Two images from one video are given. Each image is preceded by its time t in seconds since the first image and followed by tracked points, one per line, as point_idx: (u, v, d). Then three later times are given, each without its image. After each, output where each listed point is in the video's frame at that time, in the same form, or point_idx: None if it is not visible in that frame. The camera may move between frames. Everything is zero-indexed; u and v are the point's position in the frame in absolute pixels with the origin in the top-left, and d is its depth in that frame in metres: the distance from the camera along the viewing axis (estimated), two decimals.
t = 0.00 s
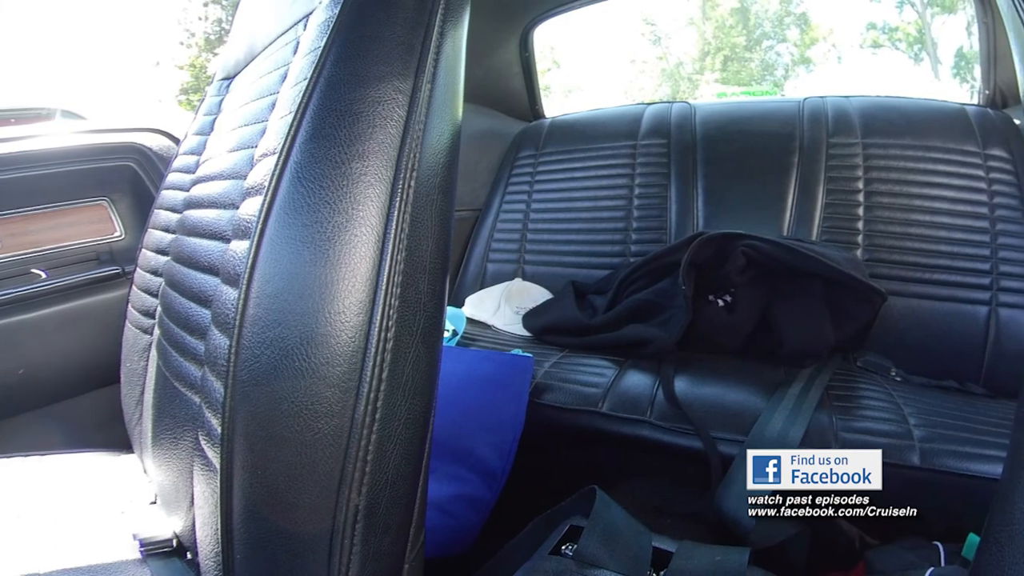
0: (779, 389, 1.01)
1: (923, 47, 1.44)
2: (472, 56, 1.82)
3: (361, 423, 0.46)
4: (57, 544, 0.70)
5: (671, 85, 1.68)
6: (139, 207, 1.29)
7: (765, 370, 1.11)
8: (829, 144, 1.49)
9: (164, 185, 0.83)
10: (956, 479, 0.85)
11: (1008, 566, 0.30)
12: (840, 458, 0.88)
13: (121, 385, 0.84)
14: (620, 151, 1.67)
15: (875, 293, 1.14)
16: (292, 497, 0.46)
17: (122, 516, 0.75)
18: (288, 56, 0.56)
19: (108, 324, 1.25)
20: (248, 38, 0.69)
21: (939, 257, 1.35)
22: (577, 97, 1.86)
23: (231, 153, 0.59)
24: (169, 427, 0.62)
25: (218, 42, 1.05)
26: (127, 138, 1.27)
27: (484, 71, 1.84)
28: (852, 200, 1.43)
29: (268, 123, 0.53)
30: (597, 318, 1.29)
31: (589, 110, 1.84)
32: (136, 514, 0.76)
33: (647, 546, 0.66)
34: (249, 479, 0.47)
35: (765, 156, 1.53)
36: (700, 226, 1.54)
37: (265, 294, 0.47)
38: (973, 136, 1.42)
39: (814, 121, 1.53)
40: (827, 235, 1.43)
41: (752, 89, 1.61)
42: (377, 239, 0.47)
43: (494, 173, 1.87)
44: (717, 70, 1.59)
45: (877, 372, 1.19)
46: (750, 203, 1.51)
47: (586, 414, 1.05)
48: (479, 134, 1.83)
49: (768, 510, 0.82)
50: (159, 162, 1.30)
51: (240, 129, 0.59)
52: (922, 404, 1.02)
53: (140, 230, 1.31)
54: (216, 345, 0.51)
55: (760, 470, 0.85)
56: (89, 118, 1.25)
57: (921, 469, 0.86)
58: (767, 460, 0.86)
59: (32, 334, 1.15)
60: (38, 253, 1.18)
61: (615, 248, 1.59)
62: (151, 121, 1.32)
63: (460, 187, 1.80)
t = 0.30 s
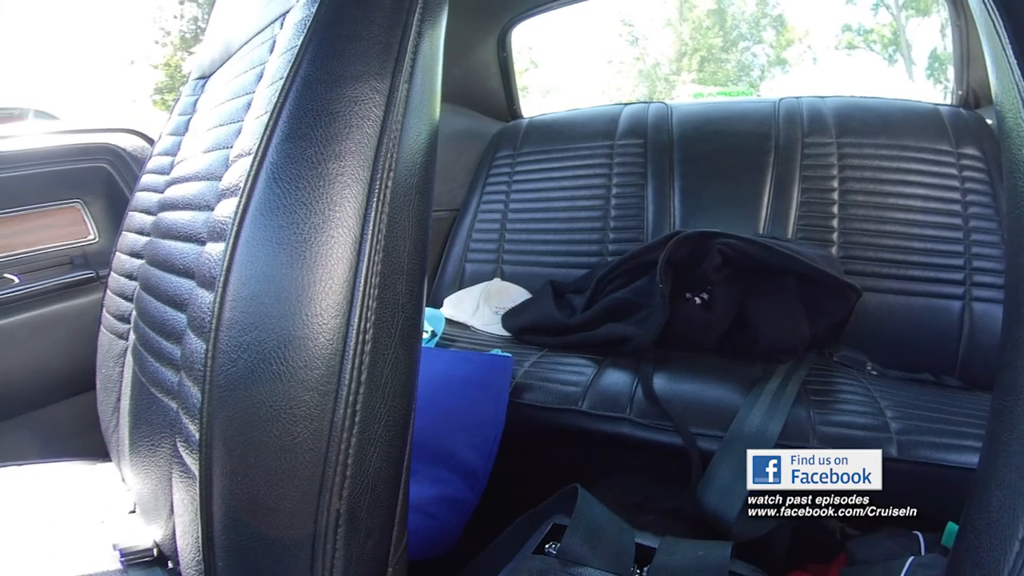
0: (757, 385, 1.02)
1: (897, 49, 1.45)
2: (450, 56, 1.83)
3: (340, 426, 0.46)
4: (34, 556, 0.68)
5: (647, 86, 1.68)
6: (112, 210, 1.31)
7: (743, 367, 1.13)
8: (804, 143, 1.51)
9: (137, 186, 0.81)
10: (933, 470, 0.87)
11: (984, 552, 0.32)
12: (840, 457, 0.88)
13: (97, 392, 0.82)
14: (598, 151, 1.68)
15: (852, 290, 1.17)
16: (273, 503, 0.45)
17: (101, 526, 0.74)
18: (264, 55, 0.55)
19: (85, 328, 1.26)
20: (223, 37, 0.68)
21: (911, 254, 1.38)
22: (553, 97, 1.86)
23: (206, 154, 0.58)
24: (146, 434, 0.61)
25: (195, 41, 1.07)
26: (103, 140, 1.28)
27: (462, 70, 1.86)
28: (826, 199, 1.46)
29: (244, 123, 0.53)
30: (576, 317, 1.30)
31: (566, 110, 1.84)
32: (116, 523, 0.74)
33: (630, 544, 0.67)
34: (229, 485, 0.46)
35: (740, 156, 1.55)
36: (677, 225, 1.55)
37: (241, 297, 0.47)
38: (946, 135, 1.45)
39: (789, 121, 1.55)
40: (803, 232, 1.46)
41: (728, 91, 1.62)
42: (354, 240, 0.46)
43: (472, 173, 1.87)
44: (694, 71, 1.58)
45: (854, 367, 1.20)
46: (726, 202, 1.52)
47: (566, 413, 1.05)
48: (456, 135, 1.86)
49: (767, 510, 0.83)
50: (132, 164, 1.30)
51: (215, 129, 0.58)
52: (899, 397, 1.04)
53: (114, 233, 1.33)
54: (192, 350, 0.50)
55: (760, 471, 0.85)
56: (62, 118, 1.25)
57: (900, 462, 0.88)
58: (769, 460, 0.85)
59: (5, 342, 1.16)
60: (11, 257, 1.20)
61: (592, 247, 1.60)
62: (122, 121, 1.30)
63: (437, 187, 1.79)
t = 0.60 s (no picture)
0: (735, 381, 1.04)
1: (872, 50, 1.51)
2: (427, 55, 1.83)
3: (320, 430, 0.45)
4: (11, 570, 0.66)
5: (625, 86, 1.72)
6: (87, 212, 1.28)
7: (722, 363, 1.14)
8: (780, 143, 1.53)
9: (111, 187, 0.79)
10: (910, 461, 0.89)
11: (963, 536, 0.34)
12: (840, 458, 0.90)
13: (73, 399, 0.80)
14: (575, 151, 1.69)
15: (827, 287, 1.19)
16: (253, 509, 0.45)
17: (81, 536, 0.72)
18: (240, 54, 0.54)
19: (61, 334, 1.23)
20: (199, 35, 0.67)
21: (885, 251, 1.41)
22: (532, 97, 1.88)
23: (181, 154, 0.57)
24: (123, 441, 0.59)
25: (170, 39, 1.09)
26: (77, 141, 1.26)
27: (440, 70, 1.86)
28: (801, 197, 1.48)
29: (219, 123, 0.52)
30: (555, 316, 1.30)
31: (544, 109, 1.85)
32: (96, 533, 0.72)
33: (613, 540, 0.67)
34: (208, 492, 0.45)
35: (716, 155, 1.56)
36: (654, 224, 1.57)
37: (217, 300, 0.46)
38: (919, 134, 1.49)
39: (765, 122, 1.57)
40: (778, 231, 1.48)
41: (705, 91, 1.64)
42: (331, 241, 0.46)
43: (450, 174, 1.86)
44: (670, 71, 1.64)
45: (830, 362, 1.22)
46: (702, 200, 1.54)
47: (547, 412, 1.06)
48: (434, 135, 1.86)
49: (768, 509, 0.89)
50: (106, 165, 1.28)
51: (190, 129, 0.57)
52: (874, 391, 1.06)
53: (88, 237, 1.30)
54: (168, 354, 0.49)
55: (760, 471, 0.89)
56: (36, 118, 1.24)
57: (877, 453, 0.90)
58: (767, 460, 0.90)
59: None
60: None
61: (570, 247, 1.61)
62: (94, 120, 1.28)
63: (415, 187, 1.78)
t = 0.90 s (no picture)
0: (713, 377, 1.05)
1: (846, 52, 1.56)
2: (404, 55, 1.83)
3: (299, 434, 0.44)
4: None
5: (602, 86, 1.73)
6: (60, 216, 1.23)
7: (700, 360, 1.16)
8: (755, 143, 1.55)
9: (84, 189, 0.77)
10: (888, 454, 0.91)
11: (939, 523, 0.36)
12: (840, 459, 0.91)
13: (48, 407, 0.78)
14: (552, 151, 1.70)
15: (802, 283, 1.21)
16: (234, 516, 0.44)
17: (60, 547, 0.70)
18: (215, 53, 0.53)
19: (34, 340, 1.20)
20: (173, 34, 0.65)
21: (860, 248, 1.44)
22: (508, 98, 1.88)
23: (155, 155, 0.56)
24: (101, 450, 0.58)
25: (145, 37, 1.09)
26: (48, 142, 1.22)
27: (417, 70, 1.85)
28: (775, 196, 1.50)
29: (194, 123, 0.51)
30: (534, 316, 1.31)
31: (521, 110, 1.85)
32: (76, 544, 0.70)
33: (595, 537, 0.67)
34: (187, 499, 0.45)
35: (690, 154, 1.58)
36: (631, 224, 1.58)
37: (193, 304, 0.45)
38: (894, 134, 1.52)
39: (740, 121, 1.59)
40: (753, 229, 1.50)
41: (681, 91, 1.67)
42: (308, 243, 0.45)
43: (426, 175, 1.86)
44: (647, 73, 1.66)
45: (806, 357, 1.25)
46: (679, 199, 1.56)
47: (527, 411, 1.06)
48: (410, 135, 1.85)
49: (768, 510, 0.89)
50: (80, 167, 1.24)
51: (164, 129, 0.56)
52: (850, 385, 1.09)
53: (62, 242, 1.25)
54: (144, 360, 0.48)
55: (763, 473, 0.90)
56: (7, 120, 1.21)
57: (855, 446, 0.92)
58: (770, 462, 0.90)
59: None
60: None
61: (548, 247, 1.62)
62: (65, 121, 1.25)
63: (392, 187, 1.77)
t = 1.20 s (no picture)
0: (691, 374, 1.07)
1: (821, 53, 1.62)
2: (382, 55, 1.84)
3: (278, 439, 0.44)
4: None
5: (579, 87, 1.76)
6: (30, 219, 1.33)
7: (679, 357, 1.17)
8: (730, 143, 1.57)
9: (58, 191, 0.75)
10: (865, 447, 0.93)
11: (919, 511, 0.37)
12: (840, 464, 0.64)
13: (23, 414, 0.76)
14: (529, 151, 1.70)
15: (777, 280, 1.23)
16: (214, 523, 0.43)
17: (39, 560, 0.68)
18: (191, 52, 0.52)
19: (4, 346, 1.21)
20: (147, 32, 0.64)
21: (836, 245, 1.47)
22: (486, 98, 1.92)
23: (130, 155, 0.54)
24: (77, 459, 0.56)
25: (120, 34, 1.15)
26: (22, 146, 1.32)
27: (394, 69, 1.87)
28: (751, 194, 1.52)
29: (169, 123, 0.50)
30: (513, 316, 1.31)
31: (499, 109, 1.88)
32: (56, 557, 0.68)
33: (577, 534, 0.68)
34: (166, 508, 0.44)
35: (667, 154, 1.60)
36: (608, 223, 1.60)
37: (168, 308, 0.44)
38: (868, 134, 1.55)
39: (716, 121, 1.61)
40: (729, 227, 1.52)
41: (658, 91, 1.70)
42: (284, 244, 0.44)
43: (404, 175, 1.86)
44: (624, 73, 1.69)
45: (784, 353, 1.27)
46: (655, 198, 1.57)
47: (507, 411, 1.06)
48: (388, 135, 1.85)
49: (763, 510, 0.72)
50: (52, 167, 1.33)
51: (139, 129, 0.55)
52: (826, 379, 1.11)
53: (34, 244, 1.36)
54: (119, 366, 0.47)
55: (774, 475, 0.67)
56: None
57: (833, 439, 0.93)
58: (784, 466, 0.67)
59: None
60: None
61: (526, 247, 1.62)
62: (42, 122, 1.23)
63: (369, 188, 1.76)
